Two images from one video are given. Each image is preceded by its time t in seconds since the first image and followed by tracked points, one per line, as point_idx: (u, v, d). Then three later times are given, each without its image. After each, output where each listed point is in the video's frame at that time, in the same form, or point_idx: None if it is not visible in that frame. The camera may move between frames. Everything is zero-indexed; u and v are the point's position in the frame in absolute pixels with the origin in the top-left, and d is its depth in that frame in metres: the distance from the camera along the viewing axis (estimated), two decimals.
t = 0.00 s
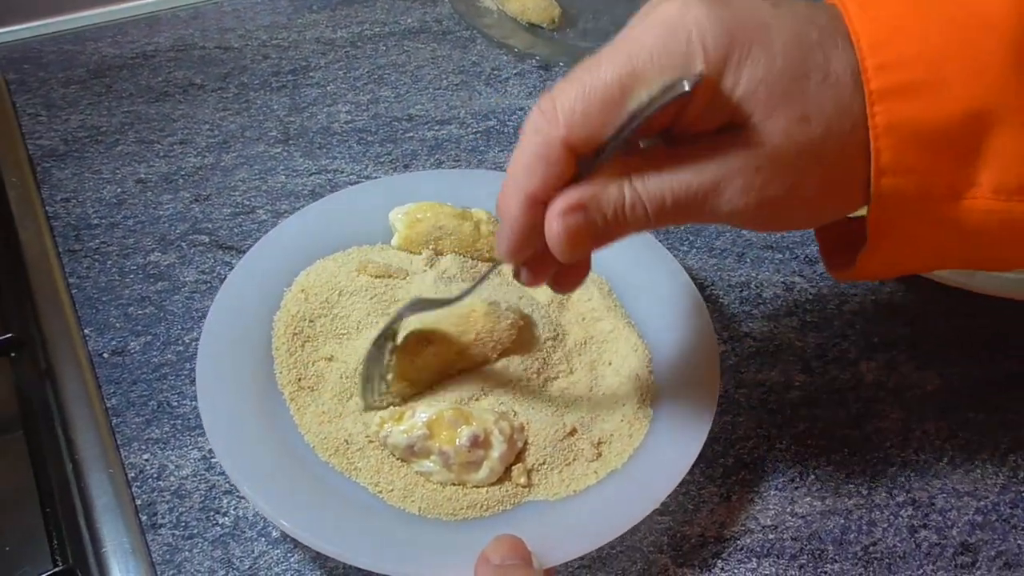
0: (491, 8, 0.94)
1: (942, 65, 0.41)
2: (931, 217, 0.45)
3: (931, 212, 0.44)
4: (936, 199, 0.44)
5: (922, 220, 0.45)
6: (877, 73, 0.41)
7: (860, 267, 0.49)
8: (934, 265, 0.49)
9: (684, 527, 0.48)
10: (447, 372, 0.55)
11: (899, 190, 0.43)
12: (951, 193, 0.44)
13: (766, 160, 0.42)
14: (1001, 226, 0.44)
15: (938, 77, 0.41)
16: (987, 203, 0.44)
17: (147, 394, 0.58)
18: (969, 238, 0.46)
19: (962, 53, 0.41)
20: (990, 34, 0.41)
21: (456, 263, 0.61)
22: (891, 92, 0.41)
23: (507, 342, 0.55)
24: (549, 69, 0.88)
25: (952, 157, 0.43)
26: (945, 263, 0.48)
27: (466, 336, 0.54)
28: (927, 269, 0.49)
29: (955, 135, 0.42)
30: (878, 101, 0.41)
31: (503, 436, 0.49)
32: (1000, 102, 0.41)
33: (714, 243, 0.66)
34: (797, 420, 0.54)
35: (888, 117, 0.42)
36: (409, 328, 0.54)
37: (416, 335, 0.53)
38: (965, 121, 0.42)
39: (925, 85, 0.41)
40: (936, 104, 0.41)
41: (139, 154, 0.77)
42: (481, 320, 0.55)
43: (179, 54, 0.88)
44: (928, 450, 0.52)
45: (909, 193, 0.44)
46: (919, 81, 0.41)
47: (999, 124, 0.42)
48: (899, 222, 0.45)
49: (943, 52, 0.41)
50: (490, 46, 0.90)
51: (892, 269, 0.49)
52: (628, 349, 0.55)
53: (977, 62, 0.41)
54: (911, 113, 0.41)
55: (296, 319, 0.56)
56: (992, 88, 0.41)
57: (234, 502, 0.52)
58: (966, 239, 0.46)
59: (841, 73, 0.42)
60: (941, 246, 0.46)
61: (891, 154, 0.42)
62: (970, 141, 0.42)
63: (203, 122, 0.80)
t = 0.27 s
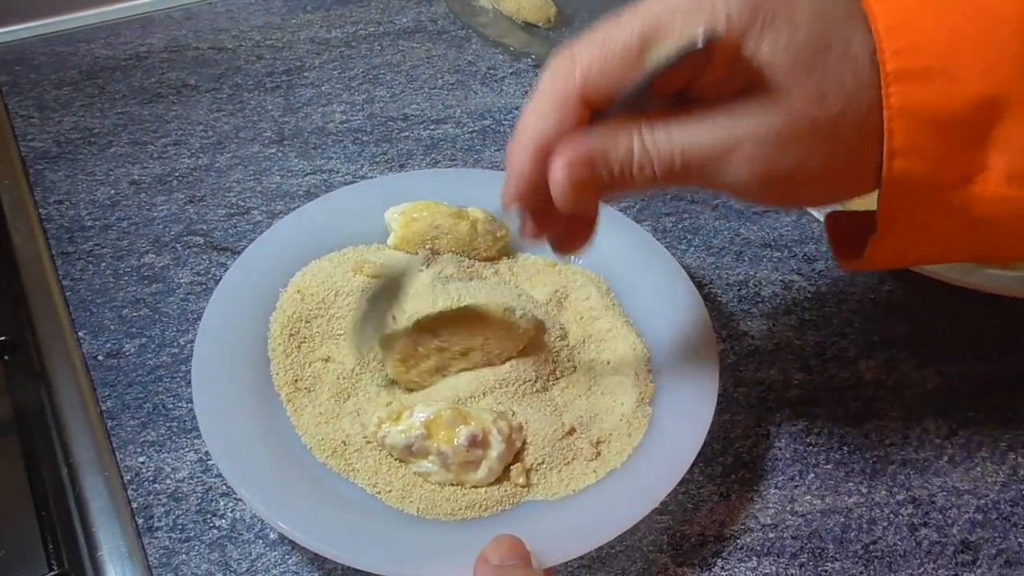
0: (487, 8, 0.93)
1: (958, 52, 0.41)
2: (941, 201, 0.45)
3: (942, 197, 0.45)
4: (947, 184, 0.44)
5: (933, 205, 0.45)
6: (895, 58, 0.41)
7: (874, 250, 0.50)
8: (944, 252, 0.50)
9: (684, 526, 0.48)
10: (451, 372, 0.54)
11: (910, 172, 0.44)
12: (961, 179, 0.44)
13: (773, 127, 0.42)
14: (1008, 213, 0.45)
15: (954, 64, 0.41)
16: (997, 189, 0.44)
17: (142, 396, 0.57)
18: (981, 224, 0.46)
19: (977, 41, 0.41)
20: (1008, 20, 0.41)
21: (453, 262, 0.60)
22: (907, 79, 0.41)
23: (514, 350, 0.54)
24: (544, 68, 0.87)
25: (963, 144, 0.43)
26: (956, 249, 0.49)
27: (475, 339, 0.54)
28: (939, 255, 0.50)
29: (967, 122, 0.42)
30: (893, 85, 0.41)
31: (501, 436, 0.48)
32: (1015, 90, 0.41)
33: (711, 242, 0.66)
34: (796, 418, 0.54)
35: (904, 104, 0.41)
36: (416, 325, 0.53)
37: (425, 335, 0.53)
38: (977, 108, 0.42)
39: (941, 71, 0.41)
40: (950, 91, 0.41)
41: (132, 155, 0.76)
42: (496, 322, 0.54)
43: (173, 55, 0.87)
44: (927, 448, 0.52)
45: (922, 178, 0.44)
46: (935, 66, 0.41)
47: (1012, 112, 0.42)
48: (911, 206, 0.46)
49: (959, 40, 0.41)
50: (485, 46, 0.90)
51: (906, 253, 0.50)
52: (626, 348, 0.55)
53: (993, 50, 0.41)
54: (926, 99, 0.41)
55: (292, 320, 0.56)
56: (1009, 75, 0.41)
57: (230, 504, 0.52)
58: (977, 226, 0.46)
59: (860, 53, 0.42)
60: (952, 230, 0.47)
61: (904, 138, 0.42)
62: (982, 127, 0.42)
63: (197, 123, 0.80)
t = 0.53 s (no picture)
0: (478, 4, 0.93)
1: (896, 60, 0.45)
2: (889, 198, 0.48)
3: (889, 194, 0.48)
4: (894, 181, 0.47)
5: (883, 201, 0.48)
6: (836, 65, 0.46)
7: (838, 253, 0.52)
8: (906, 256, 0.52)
9: (674, 519, 0.48)
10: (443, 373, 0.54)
11: (858, 171, 0.47)
12: (908, 178, 0.47)
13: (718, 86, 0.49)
14: (954, 211, 0.48)
15: (892, 71, 0.45)
16: (940, 187, 0.47)
17: (134, 397, 0.57)
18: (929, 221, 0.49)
19: (913, 51, 0.45)
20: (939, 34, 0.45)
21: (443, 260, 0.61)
22: (849, 82, 0.46)
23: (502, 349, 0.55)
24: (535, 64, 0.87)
25: (906, 145, 0.46)
26: (913, 251, 0.51)
27: (464, 338, 0.54)
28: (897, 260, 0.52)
29: (907, 125, 0.46)
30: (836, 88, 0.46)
31: (492, 432, 0.49)
32: (948, 96, 0.45)
33: (701, 236, 0.66)
34: (785, 411, 0.54)
35: (848, 105, 0.46)
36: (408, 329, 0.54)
37: (417, 337, 0.53)
38: (916, 111, 0.45)
39: (880, 77, 0.45)
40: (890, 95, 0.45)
41: (123, 155, 0.76)
42: (481, 323, 0.54)
43: (164, 54, 0.87)
44: (915, 439, 0.52)
45: (869, 177, 0.47)
46: (874, 72, 0.46)
47: (949, 114, 0.45)
48: (864, 203, 0.48)
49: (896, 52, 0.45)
50: (476, 42, 0.89)
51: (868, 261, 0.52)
52: (616, 343, 0.55)
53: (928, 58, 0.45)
54: (867, 102, 0.45)
55: (282, 319, 0.56)
56: (942, 81, 0.45)
57: (222, 503, 0.52)
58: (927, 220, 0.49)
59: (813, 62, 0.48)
60: (904, 228, 0.50)
61: (850, 136, 0.46)
62: (921, 130, 0.46)
63: (187, 122, 0.80)
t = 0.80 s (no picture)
0: (472, 2, 0.93)
1: (929, 48, 0.45)
2: (913, 188, 0.48)
3: (911, 183, 0.48)
4: (918, 170, 0.47)
5: (906, 190, 0.48)
6: (869, 54, 0.45)
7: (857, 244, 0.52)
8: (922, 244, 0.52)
9: (669, 517, 0.48)
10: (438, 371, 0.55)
11: (883, 161, 0.47)
12: (932, 168, 0.47)
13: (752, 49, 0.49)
14: (975, 203, 0.48)
15: (923, 59, 0.45)
16: (966, 177, 0.47)
17: (128, 395, 0.57)
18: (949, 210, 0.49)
19: (941, 41, 0.45)
20: (968, 23, 0.45)
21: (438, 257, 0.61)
22: (881, 71, 0.45)
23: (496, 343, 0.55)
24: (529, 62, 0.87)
25: (932, 135, 0.46)
26: (932, 243, 0.52)
27: (456, 337, 0.53)
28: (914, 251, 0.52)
29: (936, 114, 0.46)
30: (867, 77, 0.45)
31: (487, 431, 0.49)
32: (976, 86, 0.45)
33: (696, 234, 0.66)
34: (780, 409, 0.54)
35: (878, 95, 0.45)
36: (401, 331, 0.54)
37: (410, 337, 0.53)
38: (944, 100, 0.45)
39: (910, 66, 0.45)
40: (921, 83, 0.45)
41: (117, 153, 0.76)
42: (469, 321, 0.54)
43: (158, 52, 0.87)
44: (910, 436, 0.53)
45: (895, 166, 0.47)
46: (905, 61, 0.45)
47: (978, 104, 0.46)
48: (884, 192, 0.48)
49: (929, 40, 0.45)
50: (471, 40, 0.89)
51: (883, 251, 0.52)
52: (611, 341, 0.55)
53: (955, 47, 0.45)
54: (899, 91, 0.45)
55: (277, 317, 0.56)
56: (971, 71, 0.45)
57: (218, 502, 0.52)
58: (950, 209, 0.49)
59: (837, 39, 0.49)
60: (924, 218, 0.50)
61: (879, 126, 0.46)
62: (948, 119, 0.46)
63: (181, 120, 0.79)
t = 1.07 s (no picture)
0: (468, 2, 0.93)
1: (944, 32, 0.45)
2: (922, 173, 0.48)
3: (920, 167, 0.48)
4: (927, 155, 0.48)
5: (914, 175, 0.49)
6: (883, 35, 0.45)
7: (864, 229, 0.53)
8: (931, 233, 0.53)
9: (665, 513, 0.49)
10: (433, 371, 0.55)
11: (893, 144, 0.47)
12: (941, 153, 0.48)
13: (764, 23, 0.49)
14: (983, 190, 0.48)
15: (937, 42, 0.45)
16: (975, 164, 0.47)
17: (127, 395, 0.58)
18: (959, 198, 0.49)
19: (955, 24, 0.45)
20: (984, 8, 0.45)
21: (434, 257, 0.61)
22: (894, 53, 0.46)
23: (490, 342, 0.55)
24: (525, 61, 0.86)
25: (943, 119, 0.47)
26: (941, 230, 0.52)
27: (451, 337, 0.54)
28: (923, 239, 0.53)
29: (947, 98, 0.46)
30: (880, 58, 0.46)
31: (483, 429, 0.49)
32: (989, 71, 0.46)
33: (691, 232, 0.66)
34: (775, 405, 0.54)
35: (890, 76, 0.46)
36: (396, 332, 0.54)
37: (405, 338, 0.54)
38: (956, 84, 0.46)
39: (923, 49, 0.45)
40: (933, 66, 0.46)
41: (115, 154, 0.76)
42: (466, 320, 0.54)
43: (154, 54, 0.87)
44: (904, 431, 0.53)
45: (904, 149, 0.47)
46: (919, 43, 0.45)
47: (990, 89, 0.46)
48: (893, 175, 0.49)
49: (944, 23, 0.45)
50: (467, 40, 0.89)
51: (892, 237, 0.53)
52: (607, 339, 0.55)
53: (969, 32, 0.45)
54: (910, 74, 0.46)
55: (274, 317, 0.56)
56: (983, 56, 0.45)
57: (216, 501, 0.52)
58: (958, 196, 0.49)
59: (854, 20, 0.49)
60: (932, 205, 0.50)
61: (890, 107, 0.46)
62: (959, 104, 0.46)
63: (179, 121, 0.80)
